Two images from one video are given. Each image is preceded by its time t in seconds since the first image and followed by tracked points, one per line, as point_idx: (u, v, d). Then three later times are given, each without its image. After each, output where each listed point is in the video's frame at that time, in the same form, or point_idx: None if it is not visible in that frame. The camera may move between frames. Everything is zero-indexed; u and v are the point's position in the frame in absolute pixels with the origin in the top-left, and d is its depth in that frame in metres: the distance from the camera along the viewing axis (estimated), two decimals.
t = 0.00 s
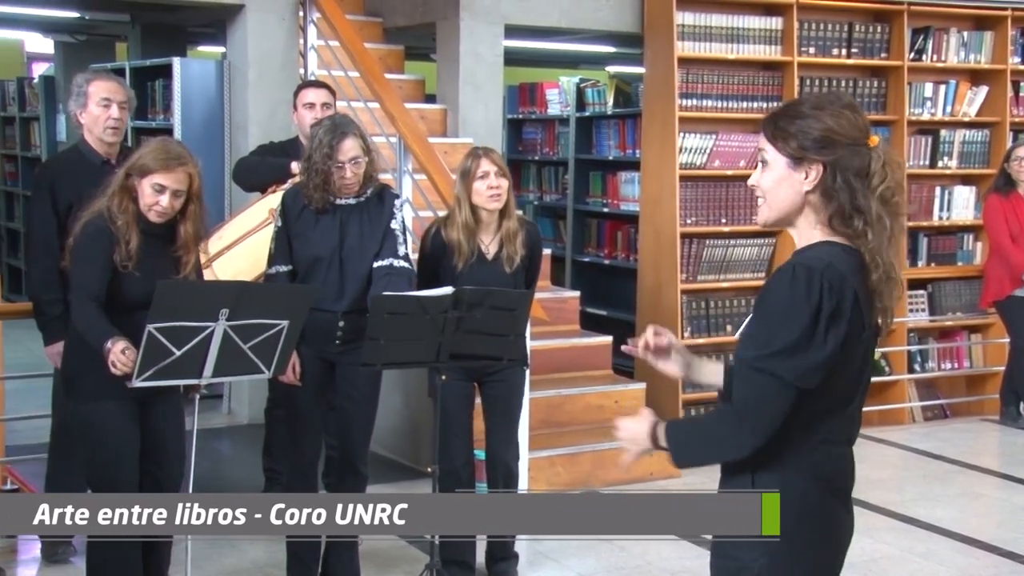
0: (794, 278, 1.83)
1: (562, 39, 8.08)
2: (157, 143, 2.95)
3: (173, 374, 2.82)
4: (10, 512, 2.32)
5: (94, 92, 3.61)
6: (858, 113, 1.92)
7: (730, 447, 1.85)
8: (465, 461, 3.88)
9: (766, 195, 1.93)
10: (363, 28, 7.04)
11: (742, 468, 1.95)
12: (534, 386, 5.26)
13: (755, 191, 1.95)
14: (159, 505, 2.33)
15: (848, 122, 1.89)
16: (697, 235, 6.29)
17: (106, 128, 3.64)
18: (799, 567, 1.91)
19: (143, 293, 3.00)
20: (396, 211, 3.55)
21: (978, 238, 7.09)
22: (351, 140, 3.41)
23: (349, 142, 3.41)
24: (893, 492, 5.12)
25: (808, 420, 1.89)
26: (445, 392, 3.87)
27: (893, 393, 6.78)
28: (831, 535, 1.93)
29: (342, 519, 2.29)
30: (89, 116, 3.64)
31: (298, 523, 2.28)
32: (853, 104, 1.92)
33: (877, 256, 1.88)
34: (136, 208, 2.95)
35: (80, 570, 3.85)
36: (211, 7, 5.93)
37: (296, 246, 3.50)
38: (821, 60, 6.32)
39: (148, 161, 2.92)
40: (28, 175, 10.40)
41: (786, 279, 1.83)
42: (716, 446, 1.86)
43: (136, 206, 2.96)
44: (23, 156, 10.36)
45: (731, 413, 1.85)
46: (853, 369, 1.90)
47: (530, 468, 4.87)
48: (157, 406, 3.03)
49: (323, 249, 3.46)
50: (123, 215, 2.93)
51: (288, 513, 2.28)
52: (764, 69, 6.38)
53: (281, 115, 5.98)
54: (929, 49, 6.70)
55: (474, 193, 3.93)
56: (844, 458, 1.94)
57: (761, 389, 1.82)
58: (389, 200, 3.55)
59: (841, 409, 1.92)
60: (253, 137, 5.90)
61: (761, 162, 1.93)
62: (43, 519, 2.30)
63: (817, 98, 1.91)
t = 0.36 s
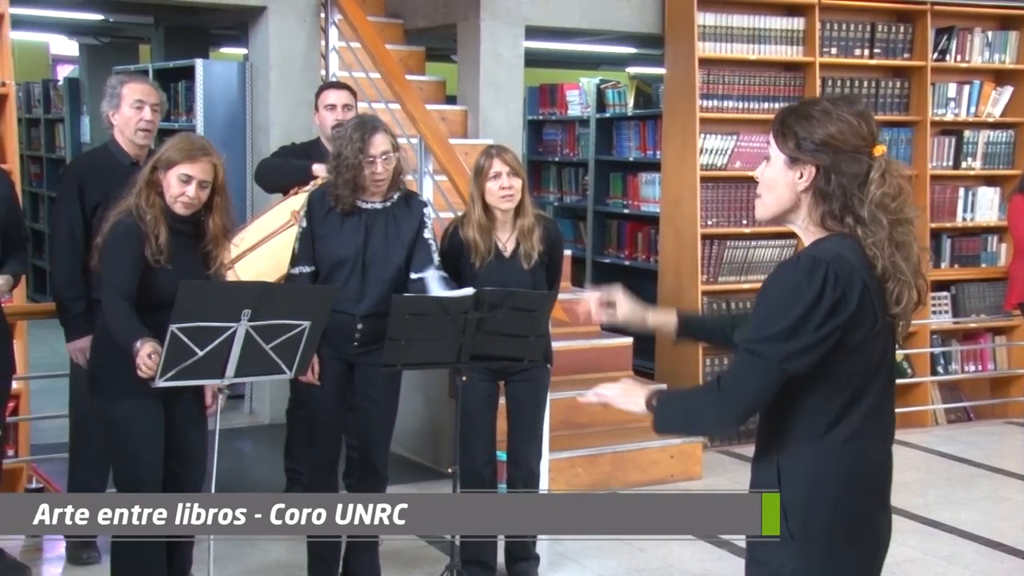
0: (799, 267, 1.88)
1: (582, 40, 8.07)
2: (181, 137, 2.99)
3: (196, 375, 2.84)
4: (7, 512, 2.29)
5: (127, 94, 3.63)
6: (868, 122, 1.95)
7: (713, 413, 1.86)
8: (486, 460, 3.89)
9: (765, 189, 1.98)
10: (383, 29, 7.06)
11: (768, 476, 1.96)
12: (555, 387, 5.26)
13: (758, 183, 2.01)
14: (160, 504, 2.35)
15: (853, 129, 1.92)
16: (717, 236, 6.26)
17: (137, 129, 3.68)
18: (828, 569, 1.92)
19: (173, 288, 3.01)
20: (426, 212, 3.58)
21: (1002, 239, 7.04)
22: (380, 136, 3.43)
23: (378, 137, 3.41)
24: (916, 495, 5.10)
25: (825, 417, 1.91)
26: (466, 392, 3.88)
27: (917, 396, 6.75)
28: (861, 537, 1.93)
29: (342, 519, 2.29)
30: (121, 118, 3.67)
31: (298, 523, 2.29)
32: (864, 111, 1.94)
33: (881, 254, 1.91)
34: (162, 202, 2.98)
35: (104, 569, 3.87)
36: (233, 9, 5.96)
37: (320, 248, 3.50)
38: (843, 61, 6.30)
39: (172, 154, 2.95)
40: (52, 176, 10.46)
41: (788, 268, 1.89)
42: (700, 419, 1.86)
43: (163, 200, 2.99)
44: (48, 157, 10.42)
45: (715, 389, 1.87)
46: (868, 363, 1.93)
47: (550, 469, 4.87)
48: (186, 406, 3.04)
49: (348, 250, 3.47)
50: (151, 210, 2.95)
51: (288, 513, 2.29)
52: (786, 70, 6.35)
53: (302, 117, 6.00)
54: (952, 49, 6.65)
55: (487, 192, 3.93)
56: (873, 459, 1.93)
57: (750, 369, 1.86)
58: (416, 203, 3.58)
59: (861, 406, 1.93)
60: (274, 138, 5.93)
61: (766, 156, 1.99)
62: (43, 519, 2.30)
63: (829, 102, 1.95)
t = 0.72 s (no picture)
0: (806, 276, 1.84)
1: (605, 40, 8.05)
2: (201, 146, 2.98)
3: (220, 374, 2.85)
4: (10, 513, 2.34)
5: (147, 95, 3.60)
6: (872, 136, 1.89)
7: (747, 439, 1.83)
8: (507, 461, 3.89)
9: (764, 196, 1.94)
10: (407, 30, 7.07)
11: (793, 493, 1.90)
12: (577, 388, 5.26)
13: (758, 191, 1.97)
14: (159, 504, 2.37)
15: (852, 141, 1.86)
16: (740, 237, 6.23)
17: (159, 130, 3.65)
18: None
19: (197, 292, 3.04)
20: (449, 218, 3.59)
21: None
22: (416, 138, 3.45)
23: (415, 138, 3.45)
24: (942, 498, 5.06)
25: (848, 426, 1.86)
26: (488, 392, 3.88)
27: (942, 398, 6.69)
28: (892, 546, 1.89)
29: (342, 519, 2.33)
30: (142, 119, 3.65)
31: (298, 523, 2.32)
32: (869, 123, 1.89)
33: (886, 263, 1.86)
34: (183, 211, 2.99)
35: (129, 567, 3.90)
36: (258, 10, 5.99)
37: (344, 251, 3.52)
38: (868, 61, 6.26)
39: (193, 164, 2.95)
40: (78, 176, 10.54)
41: (796, 279, 1.85)
42: (732, 433, 1.86)
43: (183, 209, 2.99)
44: (74, 158, 10.50)
45: (748, 414, 1.84)
46: (886, 367, 1.88)
47: (572, 469, 4.87)
48: (209, 407, 3.05)
49: (375, 252, 3.48)
50: (172, 218, 2.96)
51: (288, 513, 2.31)
52: (810, 70, 6.33)
53: (325, 117, 6.02)
54: (979, 49, 6.60)
55: (509, 193, 3.93)
56: (897, 466, 1.89)
57: (779, 391, 1.82)
58: (441, 209, 3.59)
59: (883, 412, 1.88)
60: (298, 138, 5.95)
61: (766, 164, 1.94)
62: (43, 519, 2.33)
63: (832, 112, 1.90)
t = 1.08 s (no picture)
0: (820, 296, 1.84)
1: (627, 40, 8.04)
2: (224, 148, 2.99)
3: (244, 373, 2.87)
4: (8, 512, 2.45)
5: (158, 96, 3.61)
6: (883, 150, 1.88)
7: (770, 465, 1.84)
8: (527, 462, 3.88)
9: (780, 213, 1.94)
10: (429, 31, 7.08)
11: (825, 514, 1.90)
12: (598, 389, 5.26)
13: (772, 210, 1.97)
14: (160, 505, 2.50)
15: (863, 157, 1.85)
16: (762, 238, 6.19)
17: (174, 131, 3.66)
18: None
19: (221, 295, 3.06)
20: (464, 214, 3.61)
21: None
22: (429, 130, 3.46)
23: (429, 130, 3.45)
24: (966, 501, 5.02)
25: (875, 445, 1.85)
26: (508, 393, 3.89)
27: (966, 400, 6.65)
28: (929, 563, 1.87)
29: (341, 518, 2.48)
30: (156, 121, 3.66)
31: (297, 523, 2.45)
32: (881, 140, 1.88)
33: (904, 277, 1.84)
34: (207, 214, 3.00)
35: (152, 564, 3.93)
36: (281, 11, 6.02)
37: (365, 247, 3.52)
38: (891, 61, 6.23)
39: (216, 166, 2.96)
40: (102, 176, 10.59)
41: (812, 298, 1.85)
42: (766, 466, 1.85)
43: (210, 211, 3.01)
44: (98, 157, 10.56)
45: (768, 440, 1.85)
46: (913, 383, 1.86)
47: (593, 470, 4.86)
48: (232, 406, 3.08)
49: (396, 246, 3.50)
50: (196, 221, 2.98)
51: (287, 514, 2.45)
52: (833, 69, 6.30)
53: (348, 117, 6.04)
54: (1004, 48, 6.55)
55: (534, 198, 3.93)
56: (931, 483, 1.87)
57: (795, 412, 1.82)
58: (456, 200, 3.61)
59: (913, 429, 1.86)
60: (320, 139, 5.97)
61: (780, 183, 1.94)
62: (43, 518, 2.45)
63: (843, 129, 1.89)
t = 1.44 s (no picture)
0: (848, 301, 1.79)
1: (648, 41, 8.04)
2: (248, 141, 3.04)
3: (265, 373, 2.88)
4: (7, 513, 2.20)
5: (177, 97, 3.66)
6: (886, 150, 1.88)
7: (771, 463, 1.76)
8: (546, 461, 3.89)
9: (804, 240, 1.87)
10: (450, 32, 7.10)
11: (847, 523, 1.85)
12: (618, 390, 5.25)
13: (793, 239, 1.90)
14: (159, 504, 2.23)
15: (875, 157, 1.84)
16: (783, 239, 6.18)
17: (193, 132, 3.69)
18: None
19: (239, 294, 3.06)
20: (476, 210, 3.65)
21: None
22: (445, 126, 3.47)
23: (443, 125, 3.46)
24: (990, 505, 4.99)
25: (903, 454, 1.79)
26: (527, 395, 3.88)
27: (989, 403, 6.61)
28: None
29: (342, 519, 2.23)
30: (175, 123, 3.70)
31: (298, 523, 2.22)
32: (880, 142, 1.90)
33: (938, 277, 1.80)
34: (232, 210, 3.02)
35: (173, 563, 3.95)
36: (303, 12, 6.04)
37: (382, 244, 3.52)
38: (913, 62, 6.19)
39: (240, 158, 3.01)
40: (125, 177, 10.66)
41: (841, 302, 1.80)
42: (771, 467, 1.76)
43: (236, 206, 3.03)
44: (121, 158, 10.63)
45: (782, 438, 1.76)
46: (943, 393, 1.80)
47: (613, 471, 4.86)
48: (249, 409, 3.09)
49: (414, 243, 3.51)
50: (220, 217, 2.99)
51: (287, 513, 2.21)
52: (855, 70, 6.27)
53: (369, 118, 6.06)
54: None
55: (546, 196, 3.93)
56: (958, 497, 1.82)
57: (812, 412, 1.75)
58: (469, 198, 3.64)
59: (941, 441, 1.80)
60: (342, 139, 5.99)
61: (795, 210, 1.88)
62: (42, 519, 2.19)
63: (839, 143, 1.87)
